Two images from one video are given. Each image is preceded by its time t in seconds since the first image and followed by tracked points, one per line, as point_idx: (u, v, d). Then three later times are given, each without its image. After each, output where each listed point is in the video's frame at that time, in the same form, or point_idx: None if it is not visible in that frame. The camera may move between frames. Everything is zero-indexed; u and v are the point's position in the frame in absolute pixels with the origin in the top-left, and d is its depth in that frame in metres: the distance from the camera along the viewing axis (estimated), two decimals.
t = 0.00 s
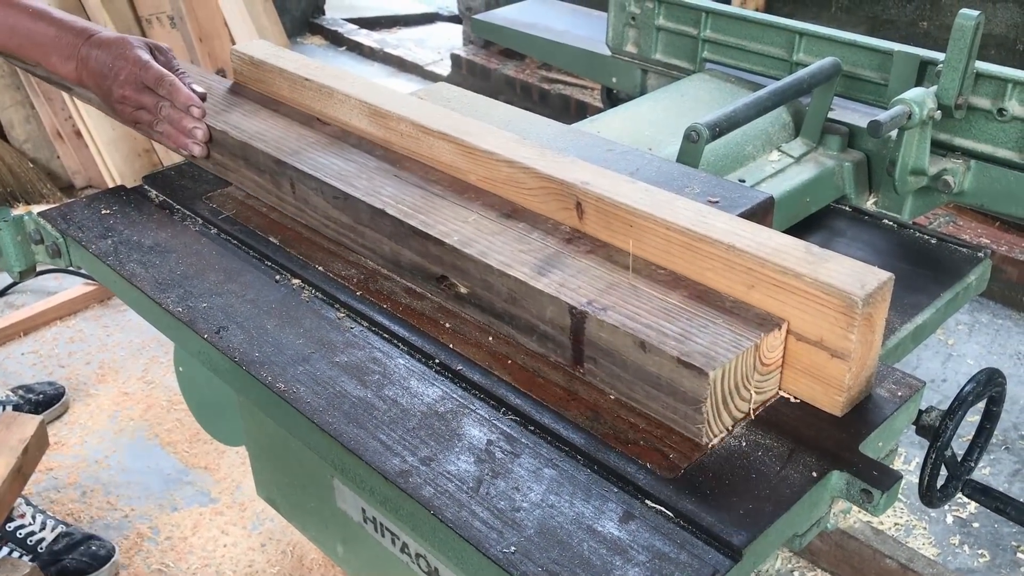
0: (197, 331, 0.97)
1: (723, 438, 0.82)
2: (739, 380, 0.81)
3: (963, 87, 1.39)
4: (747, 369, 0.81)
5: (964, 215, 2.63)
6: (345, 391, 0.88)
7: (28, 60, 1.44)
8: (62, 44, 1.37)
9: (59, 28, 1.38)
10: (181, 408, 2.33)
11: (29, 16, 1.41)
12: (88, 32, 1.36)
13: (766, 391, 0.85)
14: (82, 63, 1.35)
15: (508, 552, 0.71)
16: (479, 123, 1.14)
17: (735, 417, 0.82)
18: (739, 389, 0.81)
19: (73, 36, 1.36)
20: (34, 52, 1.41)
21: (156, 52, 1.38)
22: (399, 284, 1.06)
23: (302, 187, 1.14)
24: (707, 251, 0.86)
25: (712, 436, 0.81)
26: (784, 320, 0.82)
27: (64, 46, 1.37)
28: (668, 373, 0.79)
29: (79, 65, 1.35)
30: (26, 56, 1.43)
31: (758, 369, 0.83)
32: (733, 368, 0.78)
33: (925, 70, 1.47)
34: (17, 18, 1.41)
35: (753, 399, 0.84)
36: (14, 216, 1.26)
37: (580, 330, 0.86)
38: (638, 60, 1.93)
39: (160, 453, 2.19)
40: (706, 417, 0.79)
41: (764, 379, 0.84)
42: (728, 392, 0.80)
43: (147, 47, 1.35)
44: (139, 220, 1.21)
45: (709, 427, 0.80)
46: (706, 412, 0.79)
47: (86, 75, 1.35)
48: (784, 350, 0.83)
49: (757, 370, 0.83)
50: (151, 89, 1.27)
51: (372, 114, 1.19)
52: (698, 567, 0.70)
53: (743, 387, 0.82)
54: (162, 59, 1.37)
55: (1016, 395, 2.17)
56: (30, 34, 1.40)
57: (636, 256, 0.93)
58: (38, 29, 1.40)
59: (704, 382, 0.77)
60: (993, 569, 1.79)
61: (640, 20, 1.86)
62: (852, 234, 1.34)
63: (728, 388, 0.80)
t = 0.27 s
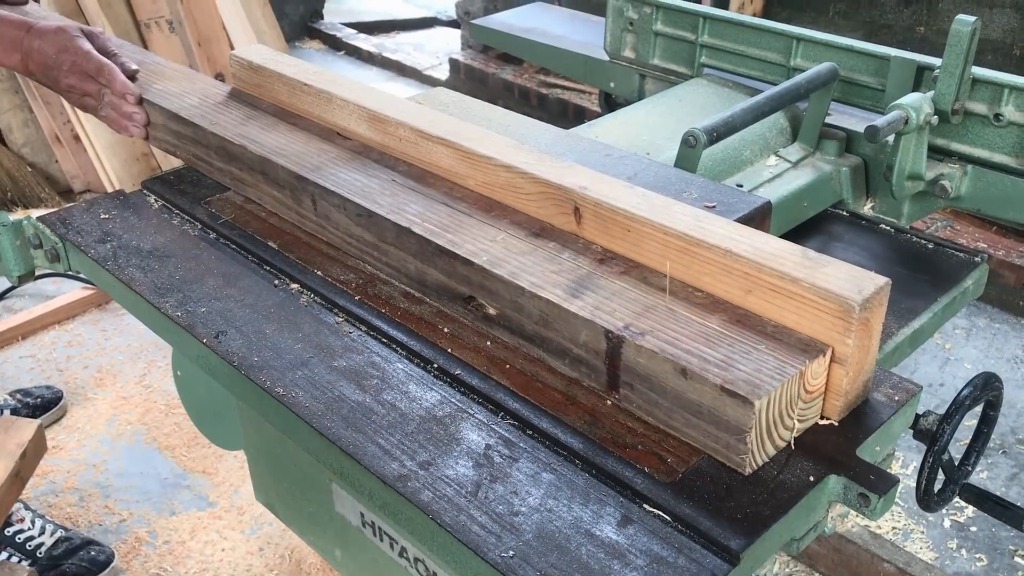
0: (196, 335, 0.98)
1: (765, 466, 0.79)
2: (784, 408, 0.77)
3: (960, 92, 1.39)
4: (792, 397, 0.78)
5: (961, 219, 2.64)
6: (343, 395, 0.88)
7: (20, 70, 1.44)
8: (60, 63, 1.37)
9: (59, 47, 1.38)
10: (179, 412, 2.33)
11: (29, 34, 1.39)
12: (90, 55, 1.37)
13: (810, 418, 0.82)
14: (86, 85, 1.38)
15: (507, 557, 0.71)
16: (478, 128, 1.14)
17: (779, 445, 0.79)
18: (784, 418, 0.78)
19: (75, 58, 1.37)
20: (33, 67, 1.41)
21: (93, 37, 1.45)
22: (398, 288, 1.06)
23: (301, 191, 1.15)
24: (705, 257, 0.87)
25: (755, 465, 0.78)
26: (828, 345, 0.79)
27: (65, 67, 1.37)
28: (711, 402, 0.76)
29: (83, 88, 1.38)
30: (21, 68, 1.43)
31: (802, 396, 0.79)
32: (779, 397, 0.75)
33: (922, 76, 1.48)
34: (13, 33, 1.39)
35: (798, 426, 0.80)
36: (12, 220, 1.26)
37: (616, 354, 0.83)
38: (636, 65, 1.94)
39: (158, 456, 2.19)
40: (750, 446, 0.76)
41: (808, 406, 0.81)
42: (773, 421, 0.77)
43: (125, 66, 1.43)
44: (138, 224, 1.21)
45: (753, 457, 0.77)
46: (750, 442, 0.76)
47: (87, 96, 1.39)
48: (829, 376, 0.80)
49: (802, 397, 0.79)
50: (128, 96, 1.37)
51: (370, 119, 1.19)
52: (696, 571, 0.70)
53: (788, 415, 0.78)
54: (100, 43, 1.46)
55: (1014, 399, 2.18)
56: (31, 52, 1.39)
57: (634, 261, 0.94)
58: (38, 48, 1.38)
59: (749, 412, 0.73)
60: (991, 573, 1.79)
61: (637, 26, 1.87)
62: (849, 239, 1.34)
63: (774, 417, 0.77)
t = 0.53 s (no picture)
0: (191, 341, 0.97)
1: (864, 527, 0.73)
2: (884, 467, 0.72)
3: (954, 98, 1.40)
4: (893, 456, 0.72)
5: (956, 224, 2.65)
6: (338, 402, 0.88)
7: (45, 89, 1.35)
8: (85, 79, 1.28)
9: (84, 64, 1.28)
10: (174, 417, 2.33)
11: (54, 50, 1.30)
12: (117, 72, 1.27)
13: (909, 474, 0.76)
14: (110, 103, 1.28)
15: (502, 564, 0.71)
16: (473, 133, 1.14)
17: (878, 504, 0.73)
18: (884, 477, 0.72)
19: (101, 74, 1.27)
20: (57, 84, 1.31)
21: (121, 55, 1.37)
22: (393, 294, 1.06)
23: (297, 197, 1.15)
24: (700, 263, 0.87)
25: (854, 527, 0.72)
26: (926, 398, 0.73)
27: (90, 84, 1.28)
28: (808, 461, 0.71)
29: (107, 107, 1.28)
30: (44, 86, 1.33)
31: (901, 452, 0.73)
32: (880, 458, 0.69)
33: (917, 82, 1.48)
34: (40, 49, 1.31)
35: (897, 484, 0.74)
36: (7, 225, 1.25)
37: (698, 406, 0.78)
38: (631, 70, 1.94)
39: (152, 461, 2.19)
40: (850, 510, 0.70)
41: (907, 460, 0.75)
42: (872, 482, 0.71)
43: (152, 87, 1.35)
44: (133, 230, 1.21)
45: (854, 520, 0.71)
46: (851, 506, 0.70)
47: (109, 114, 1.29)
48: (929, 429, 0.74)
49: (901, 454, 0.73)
50: (156, 114, 1.29)
51: (366, 124, 1.19)
52: None
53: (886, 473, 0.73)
54: (127, 61, 1.38)
55: (1008, 404, 2.18)
56: (55, 68, 1.30)
57: (629, 266, 0.94)
58: (63, 64, 1.29)
59: (852, 473, 0.68)
60: None
61: (633, 31, 1.87)
62: (844, 245, 1.35)
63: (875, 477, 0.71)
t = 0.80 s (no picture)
0: (187, 342, 0.97)
1: None
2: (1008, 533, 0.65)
3: (950, 99, 1.40)
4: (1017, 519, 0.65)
5: (951, 225, 2.66)
6: (334, 403, 0.88)
7: (69, 104, 1.27)
8: (113, 96, 1.21)
9: (111, 78, 1.21)
10: (170, 418, 2.32)
11: (80, 64, 1.23)
12: (147, 88, 1.20)
13: None
14: (140, 121, 1.22)
15: (498, 565, 0.71)
16: (469, 135, 1.14)
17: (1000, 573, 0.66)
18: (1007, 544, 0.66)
19: (130, 90, 1.20)
20: (83, 101, 1.25)
21: (151, 71, 1.30)
22: (390, 296, 1.06)
23: (295, 198, 1.15)
24: (696, 264, 0.87)
25: None
26: None
27: (118, 101, 1.21)
28: (927, 527, 0.65)
29: (136, 125, 1.22)
30: (69, 102, 1.26)
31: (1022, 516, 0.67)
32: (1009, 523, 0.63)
33: (913, 83, 1.48)
34: (65, 63, 1.24)
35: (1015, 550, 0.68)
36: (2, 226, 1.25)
37: (799, 462, 0.72)
38: (628, 71, 1.94)
39: (148, 463, 2.18)
40: None
41: None
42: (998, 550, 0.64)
43: (185, 104, 1.28)
44: (129, 231, 1.21)
45: None
46: None
47: (139, 132, 1.23)
48: None
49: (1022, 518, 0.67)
50: (188, 133, 1.24)
51: (363, 125, 1.19)
52: None
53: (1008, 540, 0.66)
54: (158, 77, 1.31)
55: (1004, 404, 2.19)
56: (81, 83, 1.23)
57: (625, 268, 0.94)
58: (90, 79, 1.22)
59: (983, 544, 0.62)
60: None
61: (629, 32, 1.87)
62: (840, 245, 1.35)
63: (1001, 544, 0.64)
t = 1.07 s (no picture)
0: (184, 339, 0.97)
1: None
2: None
3: (948, 97, 1.40)
4: None
5: (949, 223, 2.66)
6: (331, 400, 0.88)
7: (85, 112, 1.25)
8: (135, 110, 1.19)
9: (132, 91, 1.19)
10: (168, 416, 2.32)
11: (99, 73, 1.20)
12: (170, 102, 1.19)
13: None
14: (164, 135, 1.21)
15: (495, 561, 0.71)
16: (466, 131, 1.14)
17: None
18: None
19: (153, 104, 1.19)
20: (102, 111, 1.22)
21: (171, 79, 1.28)
22: (388, 292, 1.06)
23: (292, 195, 1.15)
24: (693, 260, 0.87)
25: None
26: None
27: (141, 115, 1.19)
28: None
29: (161, 138, 1.21)
30: (86, 111, 1.24)
31: None
32: None
33: (910, 80, 1.48)
34: (83, 71, 1.21)
35: None
36: None
37: (917, 523, 0.66)
38: (626, 69, 1.94)
39: (146, 461, 2.18)
40: None
41: None
42: None
43: (208, 113, 1.26)
44: (126, 228, 1.21)
45: None
46: None
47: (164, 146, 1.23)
48: None
49: None
50: (214, 147, 1.23)
51: (360, 122, 1.19)
52: None
53: None
54: (178, 85, 1.29)
55: (1002, 402, 2.19)
56: (99, 94, 1.20)
57: (622, 264, 0.94)
58: (109, 91, 1.19)
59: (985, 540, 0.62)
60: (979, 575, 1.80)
61: (627, 30, 1.87)
62: (838, 243, 1.35)
63: None
